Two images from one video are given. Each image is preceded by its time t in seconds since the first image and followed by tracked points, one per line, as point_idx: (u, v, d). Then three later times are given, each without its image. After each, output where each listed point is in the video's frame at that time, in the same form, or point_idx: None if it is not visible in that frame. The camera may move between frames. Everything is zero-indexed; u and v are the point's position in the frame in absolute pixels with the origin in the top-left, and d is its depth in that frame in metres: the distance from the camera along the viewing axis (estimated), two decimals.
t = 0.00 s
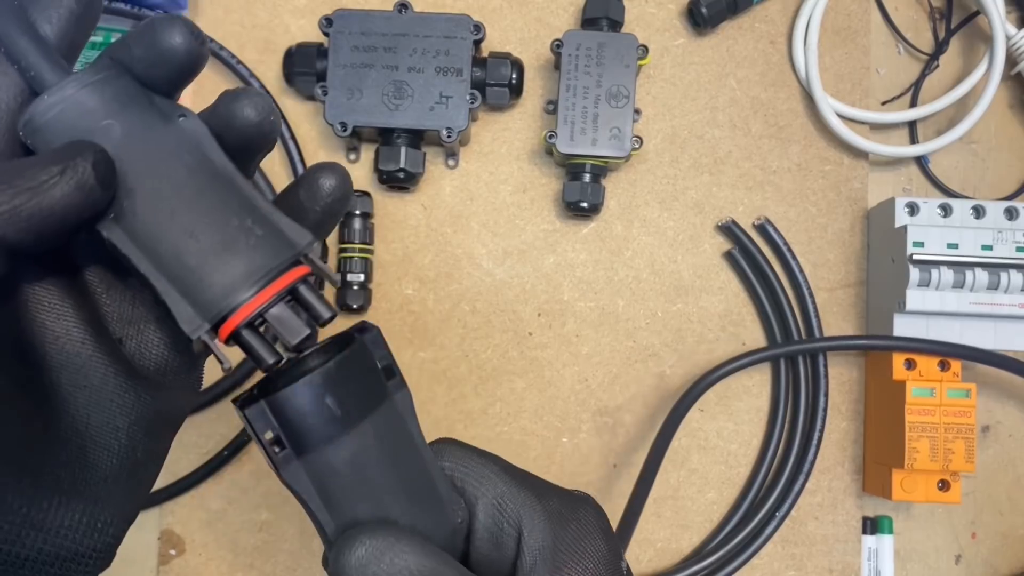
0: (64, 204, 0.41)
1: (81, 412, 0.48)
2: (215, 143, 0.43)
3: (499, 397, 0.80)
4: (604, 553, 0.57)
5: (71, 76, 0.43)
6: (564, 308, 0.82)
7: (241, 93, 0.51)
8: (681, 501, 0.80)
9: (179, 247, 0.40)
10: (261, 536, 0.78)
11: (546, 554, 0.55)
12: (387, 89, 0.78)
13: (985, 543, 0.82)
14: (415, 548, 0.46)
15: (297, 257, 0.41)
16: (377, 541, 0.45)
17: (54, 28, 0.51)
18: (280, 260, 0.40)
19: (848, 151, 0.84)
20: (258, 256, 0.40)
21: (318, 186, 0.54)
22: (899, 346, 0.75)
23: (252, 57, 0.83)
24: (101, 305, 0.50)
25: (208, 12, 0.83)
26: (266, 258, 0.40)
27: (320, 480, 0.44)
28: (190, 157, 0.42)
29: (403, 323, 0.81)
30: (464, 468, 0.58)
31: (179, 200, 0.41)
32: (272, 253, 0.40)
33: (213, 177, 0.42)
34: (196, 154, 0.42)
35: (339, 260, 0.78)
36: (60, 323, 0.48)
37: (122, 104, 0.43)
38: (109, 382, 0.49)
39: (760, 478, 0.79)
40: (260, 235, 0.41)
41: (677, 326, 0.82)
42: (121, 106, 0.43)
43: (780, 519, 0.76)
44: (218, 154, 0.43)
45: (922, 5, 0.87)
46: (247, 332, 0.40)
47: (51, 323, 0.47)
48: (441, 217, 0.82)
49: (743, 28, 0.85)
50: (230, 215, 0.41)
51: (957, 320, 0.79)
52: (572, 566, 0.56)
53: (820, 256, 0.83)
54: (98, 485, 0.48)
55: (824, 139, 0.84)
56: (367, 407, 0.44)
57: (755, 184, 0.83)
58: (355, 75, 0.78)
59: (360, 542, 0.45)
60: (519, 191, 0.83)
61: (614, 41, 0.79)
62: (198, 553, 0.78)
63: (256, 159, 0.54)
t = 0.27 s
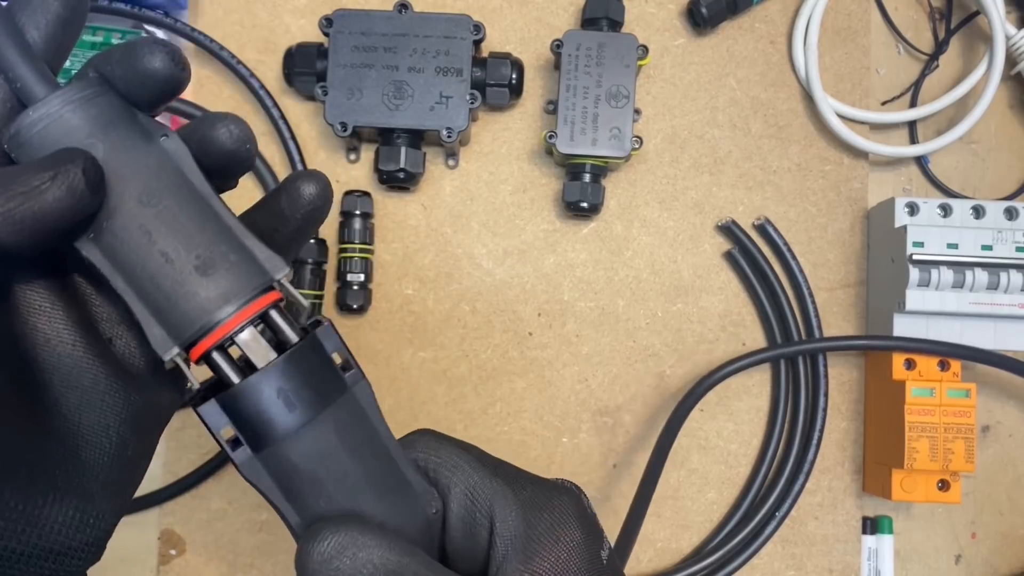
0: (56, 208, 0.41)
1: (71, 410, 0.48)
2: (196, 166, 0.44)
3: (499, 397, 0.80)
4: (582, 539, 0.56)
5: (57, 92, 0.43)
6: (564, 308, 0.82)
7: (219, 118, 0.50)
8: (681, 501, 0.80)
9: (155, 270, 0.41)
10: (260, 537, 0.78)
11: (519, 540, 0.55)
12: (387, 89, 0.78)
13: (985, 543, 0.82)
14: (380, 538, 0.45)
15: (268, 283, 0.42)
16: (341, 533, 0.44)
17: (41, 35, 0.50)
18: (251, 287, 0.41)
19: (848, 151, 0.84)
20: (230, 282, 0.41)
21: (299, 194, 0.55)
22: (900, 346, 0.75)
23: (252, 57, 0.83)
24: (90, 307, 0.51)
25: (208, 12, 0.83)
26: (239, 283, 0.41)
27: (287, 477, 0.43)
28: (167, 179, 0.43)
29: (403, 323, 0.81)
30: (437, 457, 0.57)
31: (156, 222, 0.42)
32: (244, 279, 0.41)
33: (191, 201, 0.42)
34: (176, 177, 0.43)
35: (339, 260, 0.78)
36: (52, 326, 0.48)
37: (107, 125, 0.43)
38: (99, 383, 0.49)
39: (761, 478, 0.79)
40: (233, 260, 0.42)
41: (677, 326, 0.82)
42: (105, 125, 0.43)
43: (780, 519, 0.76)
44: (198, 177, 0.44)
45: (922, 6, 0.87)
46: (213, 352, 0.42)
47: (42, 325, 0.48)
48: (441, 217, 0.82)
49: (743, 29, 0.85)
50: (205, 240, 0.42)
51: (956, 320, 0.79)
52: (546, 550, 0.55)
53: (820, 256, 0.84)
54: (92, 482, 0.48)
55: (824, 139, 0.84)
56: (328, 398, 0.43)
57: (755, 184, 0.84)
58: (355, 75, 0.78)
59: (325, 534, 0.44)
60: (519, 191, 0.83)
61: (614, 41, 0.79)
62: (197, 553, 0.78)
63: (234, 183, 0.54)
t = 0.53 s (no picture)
0: None
1: (24, 431, 0.50)
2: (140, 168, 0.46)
3: (499, 397, 0.80)
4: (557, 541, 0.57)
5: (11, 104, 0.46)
6: (564, 308, 0.82)
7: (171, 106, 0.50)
8: (682, 501, 0.80)
9: (101, 273, 0.44)
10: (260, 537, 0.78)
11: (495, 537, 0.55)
12: (387, 89, 0.78)
13: (985, 543, 0.82)
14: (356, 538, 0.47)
15: (215, 285, 0.44)
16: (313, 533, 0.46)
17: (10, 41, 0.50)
18: (196, 291, 0.44)
19: (848, 151, 0.84)
20: (175, 285, 0.44)
21: (247, 197, 0.56)
22: (900, 337, 0.75)
23: (252, 57, 0.83)
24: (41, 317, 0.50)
25: (208, 12, 0.83)
26: (183, 286, 0.44)
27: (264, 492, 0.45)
28: (111, 186, 0.45)
29: (403, 323, 0.81)
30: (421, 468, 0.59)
31: (98, 229, 0.45)
32: (188, 283, 0.44)
33: (135, 204, 0.45)
34: (119, 182, 0.46)
35: (339, 260, 0.78)
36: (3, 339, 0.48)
37: (55, 133, 0.46)
38: (51, 400, 0.50)
39: (761, 478, 0.79)
40: (174, 265, 0.44)
41: (677, 326, 0.82)
42: (54, 133, 0.46)
43: (780, 519, 0.76)
44: (142, 179, 0.46)
45: (922, 6, 0.87)
46: (160, 368, 0.44)
47: None
48: (441, 217, 0.82)
49: (743, 28, 0.85)
50: (151, 247, 0.44)
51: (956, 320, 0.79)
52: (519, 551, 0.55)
53: (820, 256, 0.84)
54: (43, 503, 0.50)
55: (824, 139, 0.84)
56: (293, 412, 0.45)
57: (755, 184, 0.84)
58: (355, 75, 0.78)
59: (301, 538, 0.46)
60: (519, 191, 0.83)
61: (614, 41, 0.79)
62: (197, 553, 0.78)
63: (195, 182, 0.53)
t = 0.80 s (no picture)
0: None
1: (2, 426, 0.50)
2: (120, 158, 0.47)
3: (499, 396, 0.80)
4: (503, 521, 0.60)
5: None
6: (563, 308, 0.82)
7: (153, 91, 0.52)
8: (681, 501, 0.80)
9: (75, 262, 0.45)
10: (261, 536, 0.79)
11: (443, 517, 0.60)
12: (387, 89, 0.78)
13: (984, 542, 0.83)
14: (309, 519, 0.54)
15: (191, 275, 0.45)
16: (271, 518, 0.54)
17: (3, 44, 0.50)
18: (170, 281, 0.45)
19: (847, 151, 0.85)
20: (151, 275, 0.45)
21: (221, 186, 0.55)
22: (907, 324, 0.75)
23: (253, 58, 0.84)
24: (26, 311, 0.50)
25: (208, 12, 0.84)
26: (156, 277, 0.45)
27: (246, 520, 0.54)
28: (92, 176, 0.46)
29: (403, 322, 0.81)
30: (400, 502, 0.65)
31: (79, 218, 0.45)
32: (160, 273, 0.45)
33: (113, 193, 0.46)
34: (98, 171, 0.46)
35: (339, 260, 0.78)
36: None
37: (32, 121, 0.47)
38: (35, 392, 0.51)
39: (760, 478, 0.79)
40: (148, 255, 0.45)
41: (677, 326, 0.82)
42: (31, 121, 0.47)
43: (779, 518, 0.77)
44: (119, 169, 0.47)
45: (921, 6, 0.87)
46: (136, 356, 0.46)
47: None
48: (441, 217, 0.82)
49: (742, 29, 0.85)
50: (122, 235, 0.45)
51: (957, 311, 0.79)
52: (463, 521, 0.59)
53: (819, 256, 0.84)
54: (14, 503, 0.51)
55: (823, 139, 0.85)
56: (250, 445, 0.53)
57: (755, 184, 0.84)
58: (356, 76, 0.78)
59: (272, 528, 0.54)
60: (520, 191, 0.83)
61: (614, 42, 0.79)
62: (198, 553, 0.78)
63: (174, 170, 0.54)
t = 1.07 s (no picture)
0: None
1: None
2: (108, 132, 0.48)
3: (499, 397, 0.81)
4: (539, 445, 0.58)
5: None
6: (563, 308, 0.82)
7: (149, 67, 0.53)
8: (681, 501, 0.81)
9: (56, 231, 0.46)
10: (261, 536, 0.79)
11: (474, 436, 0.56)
12: (387, 89, 0.78)
13: (984, 542, 0.83)
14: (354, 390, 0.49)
15: (171, 250, 0.45)
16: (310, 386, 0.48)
17: (10, 28, 0.50)
18: (150, 254, 0.44)
19: (848, 151, 0.85)
20: (132, 248, 0.45)
21: (206, 158, 0.58)
22: (916, 313, 0.75)
23: (253, 58, 0.84)
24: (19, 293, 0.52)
25: (208, 13, 0.84)
26: (135, 251, 0.45)
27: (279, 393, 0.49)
28: (80, 150, 0.47)
29: (403, 323, 0.81)
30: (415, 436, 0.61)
31: (67, 191, 0.46)
32: (138, 247, 0.45)
33: (99, 166, 0.47)
34: (86, 145, 0.47)
35: (339, 260, 0.78)
36: None
37: (29, 94, 0.49)
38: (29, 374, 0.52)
39: (760, 477, 0.79)
40: (128, 229, 0.45)
41: (677, 326, 0.82)
42: (30, 93, 0.49)
43: (779, 518, 0.77)
44: (104, 143, 0.48)
45: (921, 6, 0.87)
46: (109, 330, 0.45)
47: None
48: (441, 217, 0.82)
49: (742, 29, 0.85)
50: (104, 205, 0.46)
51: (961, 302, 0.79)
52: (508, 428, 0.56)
53: (819, 256, 0.84)
54: (5, 492, 0.53)
55: (823, 139, 0.85)
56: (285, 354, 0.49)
57: (755, 184, 0.84)
58: (356, 76, 0.78)
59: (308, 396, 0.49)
60: (519, 191, 0.83)
61: (614, 42, 0.79)
62: (199, 552, 0.78)
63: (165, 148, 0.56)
